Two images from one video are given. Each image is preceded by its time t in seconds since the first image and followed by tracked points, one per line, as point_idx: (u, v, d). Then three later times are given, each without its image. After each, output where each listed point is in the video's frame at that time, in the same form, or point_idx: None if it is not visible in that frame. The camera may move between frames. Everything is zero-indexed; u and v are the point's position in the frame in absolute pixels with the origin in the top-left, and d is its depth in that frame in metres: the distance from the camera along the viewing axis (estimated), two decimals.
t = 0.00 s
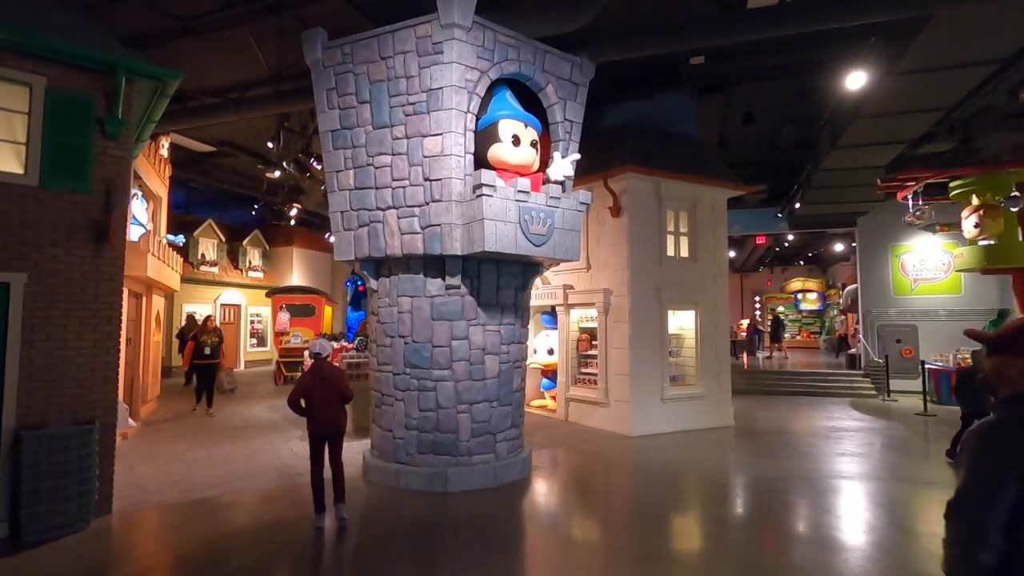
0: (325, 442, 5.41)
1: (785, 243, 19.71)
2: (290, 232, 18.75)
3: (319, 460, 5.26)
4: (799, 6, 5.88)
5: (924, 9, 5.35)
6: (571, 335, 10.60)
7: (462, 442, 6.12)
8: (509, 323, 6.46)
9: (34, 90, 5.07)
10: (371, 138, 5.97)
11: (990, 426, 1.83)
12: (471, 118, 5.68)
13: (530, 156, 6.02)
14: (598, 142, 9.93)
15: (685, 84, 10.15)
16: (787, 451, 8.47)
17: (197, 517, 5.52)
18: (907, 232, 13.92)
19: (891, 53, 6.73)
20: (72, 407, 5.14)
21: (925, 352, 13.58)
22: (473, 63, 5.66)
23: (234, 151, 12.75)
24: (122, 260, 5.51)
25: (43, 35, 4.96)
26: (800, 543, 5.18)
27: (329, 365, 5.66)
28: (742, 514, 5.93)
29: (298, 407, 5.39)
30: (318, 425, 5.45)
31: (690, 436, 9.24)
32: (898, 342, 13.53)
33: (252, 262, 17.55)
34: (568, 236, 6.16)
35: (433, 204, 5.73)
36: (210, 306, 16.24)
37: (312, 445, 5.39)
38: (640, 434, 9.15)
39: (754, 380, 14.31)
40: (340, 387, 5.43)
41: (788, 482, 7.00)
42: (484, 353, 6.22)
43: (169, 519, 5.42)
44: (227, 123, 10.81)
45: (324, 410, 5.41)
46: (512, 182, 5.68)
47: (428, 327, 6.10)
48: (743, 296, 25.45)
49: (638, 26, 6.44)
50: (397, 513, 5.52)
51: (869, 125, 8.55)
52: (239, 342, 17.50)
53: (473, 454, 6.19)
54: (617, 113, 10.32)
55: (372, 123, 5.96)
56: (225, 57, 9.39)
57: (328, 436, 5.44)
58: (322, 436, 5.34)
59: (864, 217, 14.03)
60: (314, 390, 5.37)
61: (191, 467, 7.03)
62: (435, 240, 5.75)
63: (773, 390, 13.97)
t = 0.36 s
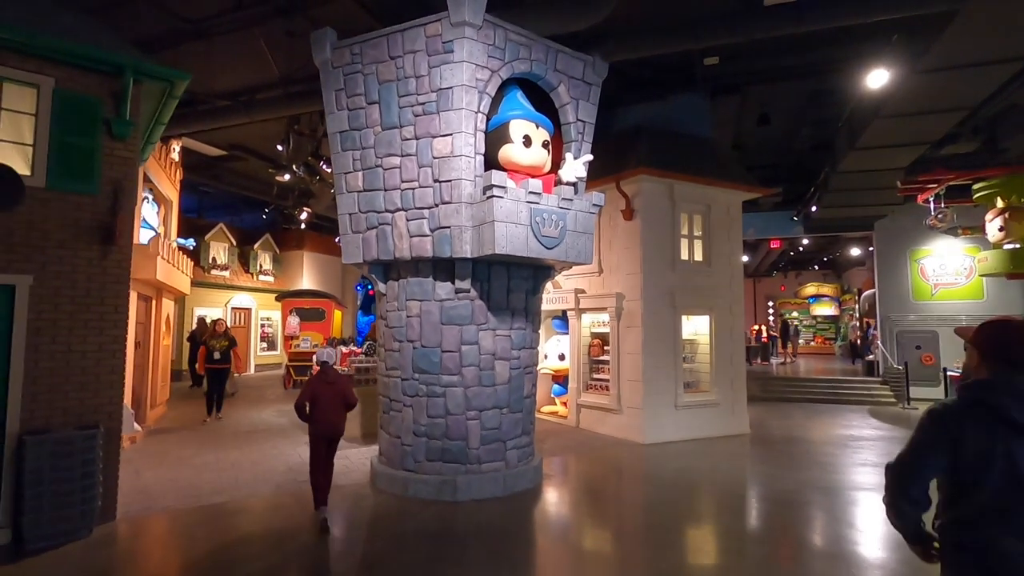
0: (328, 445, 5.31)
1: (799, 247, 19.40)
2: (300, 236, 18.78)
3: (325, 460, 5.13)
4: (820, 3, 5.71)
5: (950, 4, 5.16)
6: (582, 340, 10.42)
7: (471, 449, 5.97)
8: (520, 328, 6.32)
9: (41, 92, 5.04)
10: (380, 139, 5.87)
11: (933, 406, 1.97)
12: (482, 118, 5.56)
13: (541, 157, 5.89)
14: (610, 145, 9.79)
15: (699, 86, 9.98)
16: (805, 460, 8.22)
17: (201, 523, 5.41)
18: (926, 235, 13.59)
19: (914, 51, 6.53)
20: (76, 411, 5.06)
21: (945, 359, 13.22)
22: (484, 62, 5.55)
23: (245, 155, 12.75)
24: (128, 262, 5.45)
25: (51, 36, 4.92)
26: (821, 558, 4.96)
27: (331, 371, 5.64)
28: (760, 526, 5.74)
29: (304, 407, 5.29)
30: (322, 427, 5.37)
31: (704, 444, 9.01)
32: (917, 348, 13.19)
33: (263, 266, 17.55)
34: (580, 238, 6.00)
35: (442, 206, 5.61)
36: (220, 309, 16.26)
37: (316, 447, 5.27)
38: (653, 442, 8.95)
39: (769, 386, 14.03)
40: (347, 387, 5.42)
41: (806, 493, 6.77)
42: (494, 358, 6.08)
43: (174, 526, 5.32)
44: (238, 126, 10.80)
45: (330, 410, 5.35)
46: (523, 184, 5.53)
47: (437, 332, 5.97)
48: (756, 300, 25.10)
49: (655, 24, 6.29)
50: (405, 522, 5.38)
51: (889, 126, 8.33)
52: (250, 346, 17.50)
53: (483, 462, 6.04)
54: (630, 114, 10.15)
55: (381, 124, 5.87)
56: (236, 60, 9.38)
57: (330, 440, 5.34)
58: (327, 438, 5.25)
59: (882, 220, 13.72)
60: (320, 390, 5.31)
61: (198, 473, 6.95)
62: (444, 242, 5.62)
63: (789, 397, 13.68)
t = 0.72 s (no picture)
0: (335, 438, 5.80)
1: (826, 247, 18.87)
2: (320, 239, 18.94)
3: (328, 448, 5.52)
4: None
5: None
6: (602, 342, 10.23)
7: (487, 454, 5.84)
8: (537, 329, 6.18)
9: (59, 95, 5.05)
10: (393, 138, 5.79)
11: (946, 410, 2.10)
12: (496, 115, 5.44)
13: (558, 154, 5.74)
14: (629, 143, 9.59)
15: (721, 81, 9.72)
16: (835, 467, 7.90)
17: (217, 527, 5.37)
18: (960, 233, 13.07)
19: (950, 38, 6.22)
20: (93, 414, 5.06)
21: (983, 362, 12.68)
22: (498, 58, 5.43)
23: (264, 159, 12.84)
24: (145, 265, 5.44)
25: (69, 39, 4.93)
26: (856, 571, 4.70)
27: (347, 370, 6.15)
28: (788, 535, 5.50)
29: (316, 399, 5.80)
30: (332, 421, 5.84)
31: (728, 449, 8.74)
32: (952, 350, 12.68)
33: (283, 269, 17.70)
34: (598, 237, 5.83)
35: (457, 205, 5.50)
36: (241, 312, 16.43)
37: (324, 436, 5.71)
38: (675, 447, 8.70)
39: (794, 390, 13.65)
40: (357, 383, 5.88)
41: (838, 501, 6.48)
42: (510, 361, 5.95)
43: (189, 529, 5.27)
44: (256, 129, 10.87)
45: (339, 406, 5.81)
46: (539, 181, 5.40)
47: (452, 333, 5.86)
48: (780, 302, 24.52)
49: (675, 14, 6.11)
50: (420, 527, 5.27)
51: (923, 119, 7.98)
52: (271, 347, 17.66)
53: (499, 467, 5.90)
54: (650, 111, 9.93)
55: (395, 123, 5.78)
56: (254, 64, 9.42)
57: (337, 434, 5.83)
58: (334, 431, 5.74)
59: (913, 217, 13.24)
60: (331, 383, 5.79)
61: (216, 476, 6.94)
62: (459, 242, 5.51)
63: (816, 401, 13.28)
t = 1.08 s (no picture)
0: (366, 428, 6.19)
1: (881, 244, 17.85)
2: (361, 239, 19.31)
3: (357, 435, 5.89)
4: None
5: None
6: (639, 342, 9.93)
7: (517, 454, 5.72)
8: (567, 328, 6.01)
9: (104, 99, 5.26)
10: (422, 134, 5.75)
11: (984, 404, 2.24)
12: (525, 108, 5.32)
13: (588, 147, 5.59)
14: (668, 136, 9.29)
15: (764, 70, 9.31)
16: (892, 477, 7.39)
17: (250, 519, 5.46)
18: None
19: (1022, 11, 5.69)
20: (133, 407, 5.22)
21: None
22: (527, 49, 5.31)
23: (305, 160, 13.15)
24: (183, 262, 5.59)
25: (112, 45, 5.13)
26: None
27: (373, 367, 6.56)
28: (838, 548, 5.15)
29: (346, 393, 6.20)
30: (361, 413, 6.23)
31: (773, 455, 8.33)
32: None
33: (324, 269, 18.10)
34: (631, 232, 5.62)
35: (485, 201, 5.41)
36: (285, 310, 16.91)
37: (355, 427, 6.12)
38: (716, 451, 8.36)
39: (846, 394, 12.95)
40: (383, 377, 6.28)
41: (896, 514, 6.03)
42: (540, 359, 5.81)
43: (225, 522, 5.37)
44: (296, 132, 11.12)
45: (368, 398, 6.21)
46: (569, 174, 5.24)
47: (481, 331, 5.78)
48: (831, 302, 23.38)
49: None
50: (447, 527, 5.21)
51: (989, 103, 7.38)
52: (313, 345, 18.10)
53: (529, 468, 5.77)
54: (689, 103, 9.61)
55: (424, 118, 5.74)
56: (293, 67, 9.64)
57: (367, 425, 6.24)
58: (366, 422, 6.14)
59: (980, 211, 12.34)
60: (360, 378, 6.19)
61: (252, 470, 7.08)
62: (487, 239, 5.42)
63: (870, 406, 12.55)
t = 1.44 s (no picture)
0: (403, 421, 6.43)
1: (959, 242, 16.46)
2: (408, 237, 19.61)
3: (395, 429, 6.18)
4: None
5: None
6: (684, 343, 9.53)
7: (548, 455, 5.56)
8: (603, 327, 5.80)
9: (152, 100, 5.52)
10: (455, 128, 5.68)
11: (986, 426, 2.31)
12: (558, 99, 5.16)
13: (626, 138, 5.36)
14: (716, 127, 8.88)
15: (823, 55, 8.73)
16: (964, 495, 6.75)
17: (284, 509, 5.58)
18: None
19: None
20: (177, 396, 5.44)
21: None
22: (561, 38, 5.15)
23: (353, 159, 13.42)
24: (225, 258, 5.77)
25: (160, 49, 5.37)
26: None
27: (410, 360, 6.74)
28: (902, 572, 4.70)
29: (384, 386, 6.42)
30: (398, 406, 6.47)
31: (829, 467, 7.79)
32: None
33: (372, 265, 18.49)
34: (671, 228, 5.35)
35: (517, 195, 5.27)
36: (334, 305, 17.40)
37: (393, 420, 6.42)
38: (764, 459, 7.92)
39: (914, 403, 12.02)
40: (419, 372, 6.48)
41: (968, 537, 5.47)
42: (574, 359, 5.63)
43: (261, 511, 5.51)
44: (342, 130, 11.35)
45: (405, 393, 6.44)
46: (604, 167, 5.03)
47: (514, 329, 5.65)
48: (902, 304, 21.81)
49: None
50: (475, 528, 5.12)
51: None
52: (361, 340, 18.55)
53: (561, 471, 5.60)
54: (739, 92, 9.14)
55: (457, 112, 5.67)
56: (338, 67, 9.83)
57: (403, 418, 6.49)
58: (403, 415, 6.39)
59: None
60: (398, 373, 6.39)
61: (293, 460, 7.27)
62: (519, 234, 5.29)
63: (943, 418, 11.58)
